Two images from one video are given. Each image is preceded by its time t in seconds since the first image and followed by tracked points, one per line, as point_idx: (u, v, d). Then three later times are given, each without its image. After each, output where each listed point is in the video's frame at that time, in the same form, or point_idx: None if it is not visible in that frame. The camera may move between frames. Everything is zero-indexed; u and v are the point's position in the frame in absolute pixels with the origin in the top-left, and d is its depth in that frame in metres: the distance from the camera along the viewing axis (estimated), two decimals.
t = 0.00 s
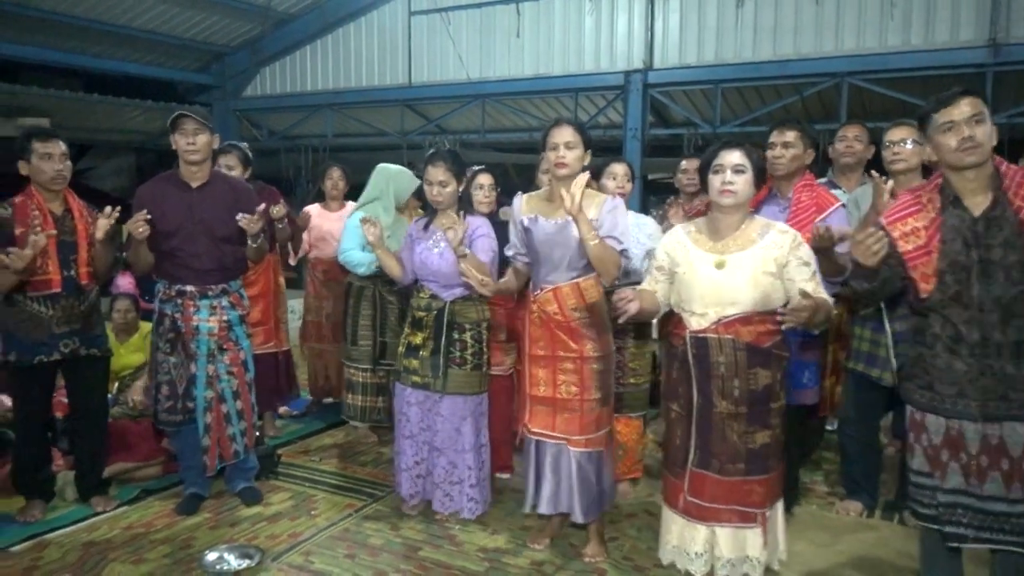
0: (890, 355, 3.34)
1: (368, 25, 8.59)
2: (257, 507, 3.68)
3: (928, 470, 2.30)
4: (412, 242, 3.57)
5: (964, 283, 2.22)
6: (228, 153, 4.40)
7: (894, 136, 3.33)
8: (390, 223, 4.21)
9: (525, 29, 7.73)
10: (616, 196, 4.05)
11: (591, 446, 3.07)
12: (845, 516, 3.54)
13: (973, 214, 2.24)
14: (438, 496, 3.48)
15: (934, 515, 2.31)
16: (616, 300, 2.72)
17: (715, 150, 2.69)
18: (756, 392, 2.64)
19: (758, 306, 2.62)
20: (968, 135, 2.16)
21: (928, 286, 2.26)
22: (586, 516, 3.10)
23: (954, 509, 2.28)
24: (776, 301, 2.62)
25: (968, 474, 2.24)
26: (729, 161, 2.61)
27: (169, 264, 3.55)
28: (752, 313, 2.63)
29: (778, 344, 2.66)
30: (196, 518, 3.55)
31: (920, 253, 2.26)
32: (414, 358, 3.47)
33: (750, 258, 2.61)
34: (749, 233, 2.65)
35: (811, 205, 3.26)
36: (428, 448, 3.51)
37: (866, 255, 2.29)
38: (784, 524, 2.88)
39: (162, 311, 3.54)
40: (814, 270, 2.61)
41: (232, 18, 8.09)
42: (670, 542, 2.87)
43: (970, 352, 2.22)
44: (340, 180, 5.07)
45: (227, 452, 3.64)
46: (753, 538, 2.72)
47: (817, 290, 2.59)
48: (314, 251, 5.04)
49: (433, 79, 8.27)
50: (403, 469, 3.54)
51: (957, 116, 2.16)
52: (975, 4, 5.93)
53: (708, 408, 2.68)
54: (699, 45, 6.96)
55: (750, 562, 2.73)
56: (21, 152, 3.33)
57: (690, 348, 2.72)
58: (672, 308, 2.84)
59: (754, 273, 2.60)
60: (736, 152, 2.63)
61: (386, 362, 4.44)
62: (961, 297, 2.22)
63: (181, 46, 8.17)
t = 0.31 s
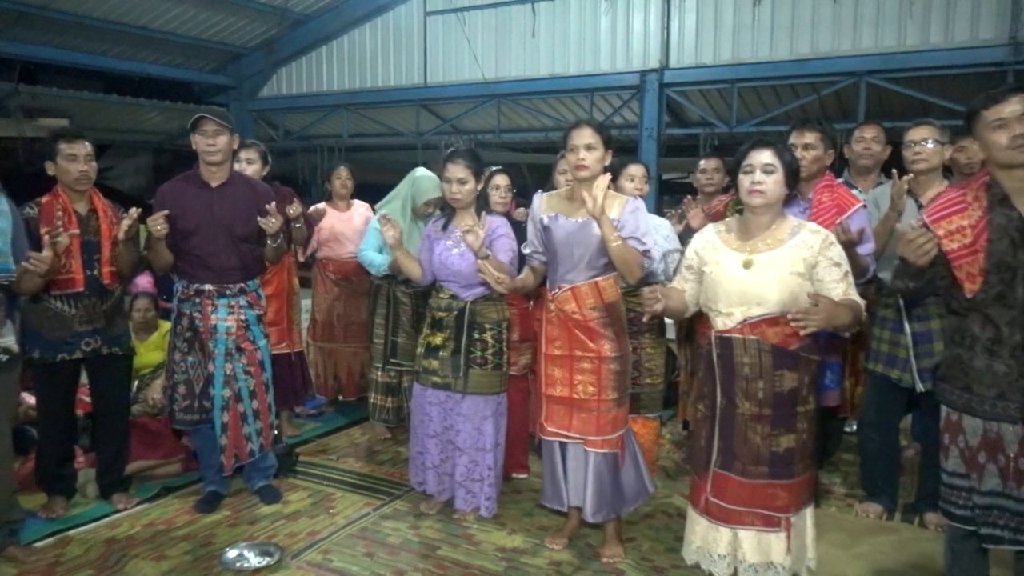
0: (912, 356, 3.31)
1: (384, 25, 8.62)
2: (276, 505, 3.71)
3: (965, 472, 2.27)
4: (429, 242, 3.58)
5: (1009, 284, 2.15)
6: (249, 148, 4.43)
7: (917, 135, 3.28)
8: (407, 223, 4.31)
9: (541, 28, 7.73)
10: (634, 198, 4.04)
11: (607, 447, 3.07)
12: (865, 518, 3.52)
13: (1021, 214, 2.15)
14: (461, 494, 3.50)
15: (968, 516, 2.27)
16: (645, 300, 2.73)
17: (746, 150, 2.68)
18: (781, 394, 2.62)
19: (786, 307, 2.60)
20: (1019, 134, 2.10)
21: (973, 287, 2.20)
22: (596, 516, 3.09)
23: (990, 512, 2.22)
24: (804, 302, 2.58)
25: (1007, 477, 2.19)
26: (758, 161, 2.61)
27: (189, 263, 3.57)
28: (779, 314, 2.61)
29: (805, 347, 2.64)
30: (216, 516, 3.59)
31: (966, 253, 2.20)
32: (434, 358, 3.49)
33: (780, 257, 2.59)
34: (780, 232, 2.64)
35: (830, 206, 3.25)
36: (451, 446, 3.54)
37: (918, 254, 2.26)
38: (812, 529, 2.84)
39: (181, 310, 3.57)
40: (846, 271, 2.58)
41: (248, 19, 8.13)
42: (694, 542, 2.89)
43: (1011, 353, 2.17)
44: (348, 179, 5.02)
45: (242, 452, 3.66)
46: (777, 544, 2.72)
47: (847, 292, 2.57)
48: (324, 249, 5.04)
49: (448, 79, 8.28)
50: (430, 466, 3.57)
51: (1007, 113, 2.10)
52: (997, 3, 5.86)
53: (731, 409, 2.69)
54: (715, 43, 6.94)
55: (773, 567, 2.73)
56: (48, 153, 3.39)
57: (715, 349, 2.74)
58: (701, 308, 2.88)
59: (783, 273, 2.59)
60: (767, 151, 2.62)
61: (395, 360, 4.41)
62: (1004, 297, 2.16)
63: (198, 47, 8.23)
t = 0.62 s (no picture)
0: (931, 357, 3.29)
1: (400, 25, 8.65)
2: (294, 502, 3.73)
3: (1006, 475, 2.34)
4: (453, 243, 3.60)
5: None
6: (270, 145, 4.45)
7: (941, 134, 3.19)
8: (424, 223, 4.36)
9: (556, 28, 7.73)
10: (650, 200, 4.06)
11: (617, 451, 3.06)
12: (883, 521, 3.50)
13: None
14: (487, 493, 3.52)
15: (1009, 520, 2.36)
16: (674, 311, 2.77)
17: (772, 153, 2.67)
18: (809, 398, 2.61)
19: (813, 311, 2.60)
20: None
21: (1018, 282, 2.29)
22: (612, 524, 3.08)
23: None
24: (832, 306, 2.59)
25: None
26: (786, 164, 2.60)
27: (209, 264, 3.59)
28: (806, 317, 2.61)
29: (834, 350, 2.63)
30: (235, 512, 3.62)
31: (1013, 249, 2.29)
32: (454, 358, 3.51)
33: (806, 261, 2.59)
34: (806, 236, 2.64)
35: (852, 210, 3.20)
36: (474, 446, 3.57)
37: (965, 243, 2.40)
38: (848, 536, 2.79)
39: (198, 309, 3.60)
40: (874, 274, 2.58)
41: (266, 20, 8.19)
42: (722, 549, 2.87)
43: None
44: (358, 181, 5.06)
45: (260, 450, 3.68)
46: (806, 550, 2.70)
47: (875, 295, 2.57)
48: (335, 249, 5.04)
49: (464, 78, 8.30)
50: (446, 469, 3.59)
51: None
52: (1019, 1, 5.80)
53: (758, 412, 2.68)
54: (732, 43, 6.91)
55: None
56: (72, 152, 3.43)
57: (742, 351, 2.72)
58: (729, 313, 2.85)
59: (809, 277, 2.59)
60: (794, 155, 2.61)
61: (411, 359, 4.44)
62: None
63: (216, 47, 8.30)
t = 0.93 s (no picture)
0: (957, 360, 3.26)
1: (421, 25, 8.68)
2: (316, 498, 3.76)
3: None
4: (472, 241, 3.62)
5: None
6: (298, 144, 4.50)
7: (973, 136, 3.17)
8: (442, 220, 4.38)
9: (578, 29, 7.73)
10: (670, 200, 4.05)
11: (638, 450, 3.05)
12: (906, 525, 3.47)
13: None
14: (505, 494, 3.54)
15: None
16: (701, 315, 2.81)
17: (801, 155, 2.65)
18: (835, 401, 2.60)
19: (840, 314, 2.58)
20: None
21: None
22: (625, 520, 3.08)
23: None
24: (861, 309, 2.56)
25: None
26: (814, 166, 2.58)
27: (234, 261, 3.63)
28: (833, 320, 2.59)
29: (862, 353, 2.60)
30: (258, 507, 3.65)
31: None
32: (474, 357, 3.52)
33: (834, 263, 2.57)
34: (835, 238, 2.62)
35: (874, 209, 3.15)
36: (492, 447, 3.57)
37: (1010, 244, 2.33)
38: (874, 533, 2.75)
39: (224, 306, 3.63)
40: (903, 278, 2.55)
41: (288, 19, 8.24)
42: (742, 553, 2.84)
43: None
44: (375, 180, 5.08)
45: (283, 446, 3.72)
46: (830, 552, 2.69)
47: (905, 299, 2.54)
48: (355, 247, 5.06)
49: (484, 78, 8.32)
50: (463, 471, 3.59)
51: None
52: None
53: (784, 414, 2.68)
54: (755, 43, 6.88)
55: None
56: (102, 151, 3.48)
57: (768, 353, 2.72)
58: (756, 315, 2.85)
59: (837, 280, 2.56)
60: (824, 156, 2.59)
61: (432, 357, 4.46)
62: None
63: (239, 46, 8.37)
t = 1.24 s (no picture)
0: (981, 362, 3.23)
1: (439, 25, 8.71)
2: (336, 496, 3.79)
3: None
4: (484, 239, 3.63)
5: None
6: (326, 141, 4.52)
7: (1003, 136, 3.15)
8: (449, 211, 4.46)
9: (596, 29, 7.73)
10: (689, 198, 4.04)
11: (664, 448, 3.06)
12: (928, 528, 3.44)
13: None
14: (516, 492, 3.55)
15: None
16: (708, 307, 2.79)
17: (821, 151, 2.64)
18: (852, 400, 2.59)
19: (858, 312, 2.57)
20: None
21: None
22: (655, 518, 3.08)
23: None
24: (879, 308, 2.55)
25: None
26: (835, 162, 2.57)
27: (254, 258, 3.67)
28: (850, 319, 2.59)
29: (878, 352, 2.59)
30: (279, 505, 3.68)
31: None
32: (489, 354, 3.53)
33: (851, 262, 2.56)
34: (853, 236, 2.61)
35: (888, 204, 3.20)
36: (504, 444, 3.56)
37: None
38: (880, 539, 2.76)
39: (248, 303, 3.66)
40: (921, 277, 2.54)
41: (307, 20, 8.29)
42: (758, 546, 2.87)
43: None
44: (395, 179, 5.11)
45: (302, 443, 3.73)
46: (842, 551, 2.68)
47: (922, 299, 2.52)
48: (376, 247, 5.09)
49: (502, 78, 8.33)
50: (477, 467, 3.60)
51: None
52: None
53: (800, 413, 2.66)
54: (775, 43, 6.84)
55: None
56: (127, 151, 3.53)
57: (783, 352, 2.71)
58: (768, 312, 2.84)
59: (855, 278, 2.56)
60: (844, 153, 2.59)
61: (455, 355, 4.51)
62: None
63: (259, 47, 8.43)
